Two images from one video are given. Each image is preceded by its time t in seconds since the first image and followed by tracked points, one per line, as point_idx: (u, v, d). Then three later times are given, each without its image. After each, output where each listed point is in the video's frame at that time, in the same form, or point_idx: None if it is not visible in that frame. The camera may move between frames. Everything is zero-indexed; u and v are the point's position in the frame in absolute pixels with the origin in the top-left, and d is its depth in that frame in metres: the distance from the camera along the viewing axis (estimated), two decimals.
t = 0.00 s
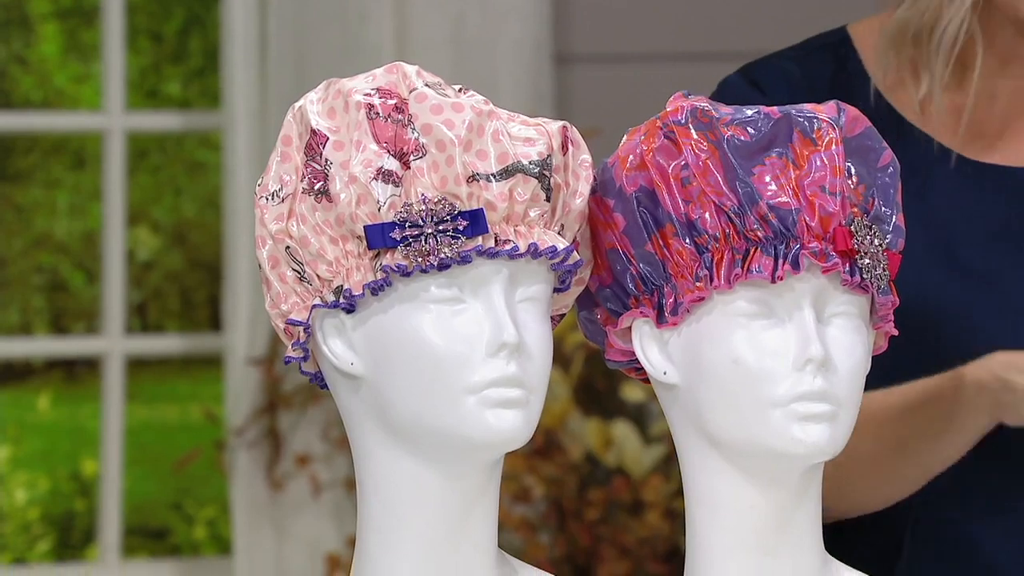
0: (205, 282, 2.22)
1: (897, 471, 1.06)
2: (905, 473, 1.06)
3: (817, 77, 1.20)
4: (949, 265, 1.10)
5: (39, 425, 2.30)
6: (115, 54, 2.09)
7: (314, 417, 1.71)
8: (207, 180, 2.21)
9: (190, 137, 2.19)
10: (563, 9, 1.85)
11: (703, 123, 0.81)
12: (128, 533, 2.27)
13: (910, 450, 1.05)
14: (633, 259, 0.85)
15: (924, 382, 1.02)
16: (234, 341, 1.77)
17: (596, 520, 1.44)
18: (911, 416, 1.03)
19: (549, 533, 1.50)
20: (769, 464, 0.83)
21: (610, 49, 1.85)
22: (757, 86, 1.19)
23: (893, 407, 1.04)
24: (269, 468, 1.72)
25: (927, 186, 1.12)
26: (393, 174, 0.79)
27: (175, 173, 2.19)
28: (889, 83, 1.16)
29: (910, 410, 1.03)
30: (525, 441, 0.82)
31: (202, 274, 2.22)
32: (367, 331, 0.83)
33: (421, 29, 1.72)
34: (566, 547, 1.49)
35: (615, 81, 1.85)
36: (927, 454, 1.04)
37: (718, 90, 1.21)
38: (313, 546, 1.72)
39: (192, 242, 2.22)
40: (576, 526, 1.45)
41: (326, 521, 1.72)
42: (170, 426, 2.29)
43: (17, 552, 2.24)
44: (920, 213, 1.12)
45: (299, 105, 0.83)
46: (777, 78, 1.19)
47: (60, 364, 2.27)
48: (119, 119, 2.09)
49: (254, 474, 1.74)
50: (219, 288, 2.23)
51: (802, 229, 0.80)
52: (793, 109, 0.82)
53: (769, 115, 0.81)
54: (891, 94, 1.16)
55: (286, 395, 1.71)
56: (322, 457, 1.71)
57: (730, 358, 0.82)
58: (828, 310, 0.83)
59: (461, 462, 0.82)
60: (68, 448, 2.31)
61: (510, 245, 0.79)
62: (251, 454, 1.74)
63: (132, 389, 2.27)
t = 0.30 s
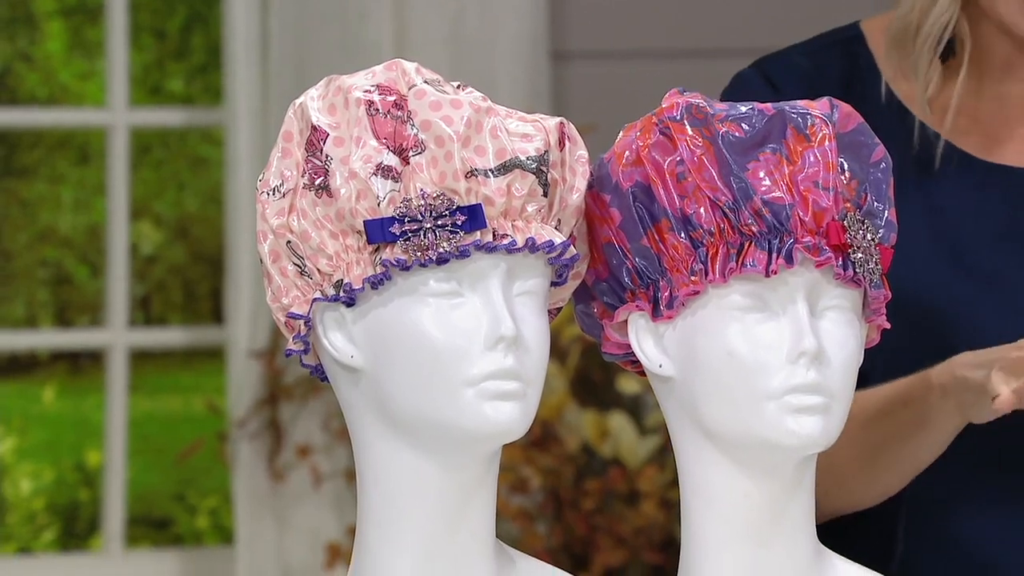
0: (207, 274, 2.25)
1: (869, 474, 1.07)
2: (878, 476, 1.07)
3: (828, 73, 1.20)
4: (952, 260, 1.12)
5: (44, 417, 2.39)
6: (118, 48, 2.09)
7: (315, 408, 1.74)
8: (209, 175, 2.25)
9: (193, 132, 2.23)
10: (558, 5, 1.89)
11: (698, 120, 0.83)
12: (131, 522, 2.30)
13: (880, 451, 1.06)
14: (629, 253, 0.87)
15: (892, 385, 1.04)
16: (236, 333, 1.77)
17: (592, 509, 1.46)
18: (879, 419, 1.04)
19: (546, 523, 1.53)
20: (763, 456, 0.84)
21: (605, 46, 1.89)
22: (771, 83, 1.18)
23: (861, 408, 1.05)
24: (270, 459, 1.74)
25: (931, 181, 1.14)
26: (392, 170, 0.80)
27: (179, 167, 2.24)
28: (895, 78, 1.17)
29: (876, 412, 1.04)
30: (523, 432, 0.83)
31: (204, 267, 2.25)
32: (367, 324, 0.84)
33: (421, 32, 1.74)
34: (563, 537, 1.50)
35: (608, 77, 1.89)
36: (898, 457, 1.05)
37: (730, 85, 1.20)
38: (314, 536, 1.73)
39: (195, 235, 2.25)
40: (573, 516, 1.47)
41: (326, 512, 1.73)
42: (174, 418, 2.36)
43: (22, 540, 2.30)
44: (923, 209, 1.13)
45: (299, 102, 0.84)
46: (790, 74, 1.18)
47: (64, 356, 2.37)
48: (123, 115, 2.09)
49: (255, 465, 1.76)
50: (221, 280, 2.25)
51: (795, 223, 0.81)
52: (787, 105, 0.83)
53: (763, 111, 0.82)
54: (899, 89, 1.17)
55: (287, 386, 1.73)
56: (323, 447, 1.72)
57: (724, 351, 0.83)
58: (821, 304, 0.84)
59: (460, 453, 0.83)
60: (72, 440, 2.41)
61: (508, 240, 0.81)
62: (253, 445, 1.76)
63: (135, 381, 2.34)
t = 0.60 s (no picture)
0: (212, 266, 2.26)
1: (860, 495, 1.09)
2: (867, 498, 1.09)
3: (834, 70, 1.21)
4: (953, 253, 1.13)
5: (51, 406, 2.37)
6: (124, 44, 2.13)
7: (318, 398, 1.76)
8: (214, 168, 2.26)
9: (198, 127, 2.24)
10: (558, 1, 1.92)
11: (695, 114, 0.84)
12: (136, 510, 2.31)
13: (873, 480, 1.07)
14: (627, 246, 0.88)
15: (891, 421, 1.03)
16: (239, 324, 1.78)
17: (590, 498, 1.55)
18: (875, 451, 1.05)
19: (545, 512, 1.60)
20: (759, 445, 0.85)
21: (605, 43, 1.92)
22: (778, 77, 1.18)
23: (857, 438, 1.06)
24: (274, 447, 1.76)
25: (932, 176, 1.15)
26: (394, 163, 0.81)
27: (184, 161, 2.24)
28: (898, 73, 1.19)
29: (872, 445, 1.05)
30: (522, 422, 0.84)
31: (208, 259, 2.26)
32: (369, 315, 0.85)
33: (421, 27, 1.77)
34: (562, 525, 1.58)
35: (608, 73, 1.92)
36: (889, 486, 1.07)
37: (738, 78, 1.19)
38: (317, 524, 1.75)
39: (199, 227, 2.27)
40: (572, 505, 1.56)
41: (329, 500, 1.75)
42: (179, 407, 2.36)
43: (30, 526, 2.30)
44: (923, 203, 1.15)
45: (302, 96, 0.85)
46: (799, 69, 1.19)
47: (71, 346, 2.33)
48: (129, 108, 2.12)
49: (258, 454, 1.77)
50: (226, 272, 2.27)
51: (791, 216, 0.82)
52: (783, 99, 0.84)
53: (759, 105, 0.83)
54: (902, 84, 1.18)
55: (291, 376, 1.74)
56: (326, 437, 1.74)
57: (722, 342, 0.84)
58: (817, 296, 0.85)
59: (460, 443, 0.85)
60: (80, 428, 2.39)
61: (508, 233, 0.82)
62: (257, 434, 1.77)
63: (141, 371, 2.33)
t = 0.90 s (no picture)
0: (216, 257, 2.30)
1: (870, 491, 1.05)
2: (877, 495, 1.05)
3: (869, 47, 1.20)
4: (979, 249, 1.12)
5: (58, 396, 2.42)
6: (130, 39, 2.17)
7: (321, 387, 1.78)
8: (219, 161, 2.28)
9: (203, 120, 2.25)
10: None
11: (693, 108, 0.85)
12: (143, 497, 2.35)
13: (891, 480, 1.02)
14: (626, 238, 0.89)
15: (913, 425, 0.98)
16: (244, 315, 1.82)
17: (590, 486, 1.63)
18: (894, 452, 1.00)
19: (545, 499, 1.67)
20: (756, 435, 0.86)
21: (604, 37, 2.00)
22: (812, 49, 1.20)
23: (878, 436, 1.01)
24: (279, 435, 1.79)
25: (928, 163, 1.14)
26: (396, 156, 0.82)
27: (188, 154, 2.26)
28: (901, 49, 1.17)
29: (892, 447, 1.00)
30: (522, 412, 0.85)
31: (212, 250, 2.30)
32: (371, 306, 0.86)
33: (422, 19, 1.79)
34: (562, 512, 1.66)
35: (606, 67, 2.00)
36: (902, 489, 1.02)
37: (771, 42, 1.23)
38: (320, 513, 1.77)
39: (204, 219, 2.29)
40: (572, 492, 1.64)
41: (332, 490, 1.77)
42: (184, 396, 2.38)
43: (38, 514, 2.35)
44: (935, 195, 1.13)
45: (305, 90, 0.87)
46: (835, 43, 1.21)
47: (77, 337, 2.37)
48: (135, 102, 2.16)
49: (263, 442, 1.81)
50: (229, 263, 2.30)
51: (787, 209, 0.83)
52: (779, 94, 0.86)
53: (756, 100, 0.85)
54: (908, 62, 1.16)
55: (294, 365, 1.78)
56: (329, 425, 1.76)
57: (719, 333, 0.86)
58: (813, 287, 0.87)
59: (461, 432, 0.86)
60: (87, 416, 2.43)
61: (508, 225, 0.83)
62: (261, 422, 1.81)
63: (147, 360, 2.36)
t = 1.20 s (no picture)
0: (224, 248, 2.35)
1: (867, 481, 1.07)
2: (873, 485, 1.07)
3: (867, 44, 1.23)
4: (978, 251, 1.13)
5: (69, 382, 2.53)
6: (140, 36, 2.18)
7: (325, 376, 1.87)
8: (226, 154, 2.33)
9: (210, 114, 2.30)
10: None
11: (689, 102, 0.87)
12: (151, 483, 2.39)
13: (887, 473, 1.04)
14: (624, 230, 0.91)
15: (911, 423, 0.99)
16: (250, 304, 1.90)
17: (589, 472, 1.67)
18: (891, 449, 1.01)
19: (544, 485, 1.71)
20: (751, 422, 0.88)
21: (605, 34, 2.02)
22: (814, 40, 1.23)
23: (877, 432, 1.03)
24: (284, 423, 1.86)
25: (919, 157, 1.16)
26: (398, 150, 0.84)
27: (197, 147, 2.30)
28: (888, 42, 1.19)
29: (890, 443, 1.01)
30: (523, 400, 0.87)
31: (220, 241, 2.35)
32: (375, 297, 0.88)
33: (424, 17, 1.85)
34: (561, 497, 1.70)
35: (607, 64, 2.01)
36: (897, 482, 1.04)
37: (776, 30, 1.25)
38: (325, 496, 1.86)
39: (212, 211, 2.34)
40: (570, 478, 1.68)
41: (336, 475, 1.86)
42: (191, 383, 2.45)
43: (50, 499, 2.45)
44: (931, 192, 1.15)
45: (310, 86, 0.89)
46: (836, 36, 1.23)
47: (88, 327, 2.50)
48: (144, 97, 2.18)
49: (268, 430, 1.87)
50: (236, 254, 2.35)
51: (782, 201, 0.85)
52: (774, 89, 0.88)
53: (751, 95, 0.86)
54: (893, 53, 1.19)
55: (300, 354, 1.86)
56: (333, 413, 1.85)
57: (715, 323, 0.87)
58: (807, 278, 0.88)
59: (463, 421, 0.88)
60: (97, 405, 2.55)
61: (508, 218, 0.85)
62: (267, 410, 1.87)
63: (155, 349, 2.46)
